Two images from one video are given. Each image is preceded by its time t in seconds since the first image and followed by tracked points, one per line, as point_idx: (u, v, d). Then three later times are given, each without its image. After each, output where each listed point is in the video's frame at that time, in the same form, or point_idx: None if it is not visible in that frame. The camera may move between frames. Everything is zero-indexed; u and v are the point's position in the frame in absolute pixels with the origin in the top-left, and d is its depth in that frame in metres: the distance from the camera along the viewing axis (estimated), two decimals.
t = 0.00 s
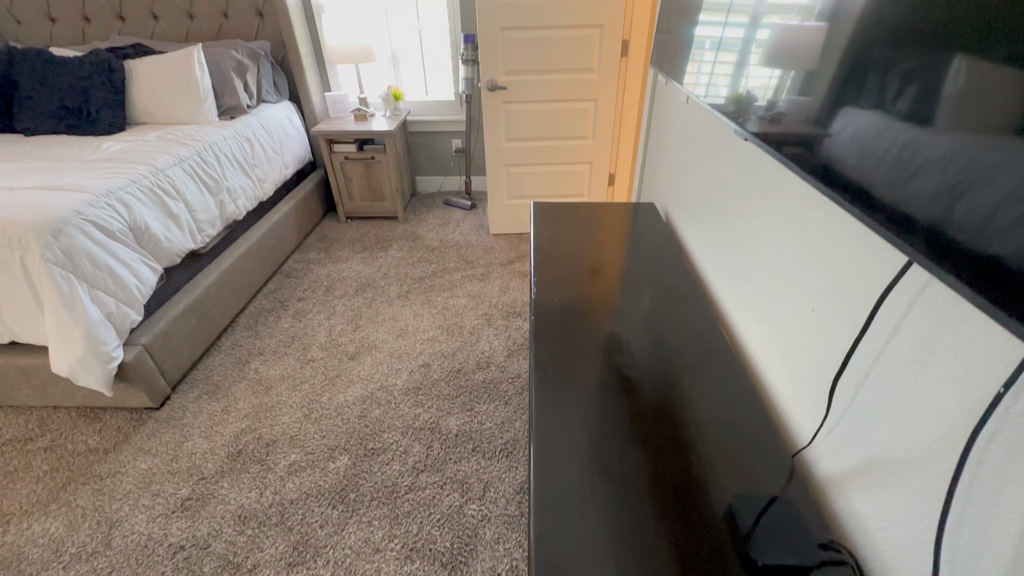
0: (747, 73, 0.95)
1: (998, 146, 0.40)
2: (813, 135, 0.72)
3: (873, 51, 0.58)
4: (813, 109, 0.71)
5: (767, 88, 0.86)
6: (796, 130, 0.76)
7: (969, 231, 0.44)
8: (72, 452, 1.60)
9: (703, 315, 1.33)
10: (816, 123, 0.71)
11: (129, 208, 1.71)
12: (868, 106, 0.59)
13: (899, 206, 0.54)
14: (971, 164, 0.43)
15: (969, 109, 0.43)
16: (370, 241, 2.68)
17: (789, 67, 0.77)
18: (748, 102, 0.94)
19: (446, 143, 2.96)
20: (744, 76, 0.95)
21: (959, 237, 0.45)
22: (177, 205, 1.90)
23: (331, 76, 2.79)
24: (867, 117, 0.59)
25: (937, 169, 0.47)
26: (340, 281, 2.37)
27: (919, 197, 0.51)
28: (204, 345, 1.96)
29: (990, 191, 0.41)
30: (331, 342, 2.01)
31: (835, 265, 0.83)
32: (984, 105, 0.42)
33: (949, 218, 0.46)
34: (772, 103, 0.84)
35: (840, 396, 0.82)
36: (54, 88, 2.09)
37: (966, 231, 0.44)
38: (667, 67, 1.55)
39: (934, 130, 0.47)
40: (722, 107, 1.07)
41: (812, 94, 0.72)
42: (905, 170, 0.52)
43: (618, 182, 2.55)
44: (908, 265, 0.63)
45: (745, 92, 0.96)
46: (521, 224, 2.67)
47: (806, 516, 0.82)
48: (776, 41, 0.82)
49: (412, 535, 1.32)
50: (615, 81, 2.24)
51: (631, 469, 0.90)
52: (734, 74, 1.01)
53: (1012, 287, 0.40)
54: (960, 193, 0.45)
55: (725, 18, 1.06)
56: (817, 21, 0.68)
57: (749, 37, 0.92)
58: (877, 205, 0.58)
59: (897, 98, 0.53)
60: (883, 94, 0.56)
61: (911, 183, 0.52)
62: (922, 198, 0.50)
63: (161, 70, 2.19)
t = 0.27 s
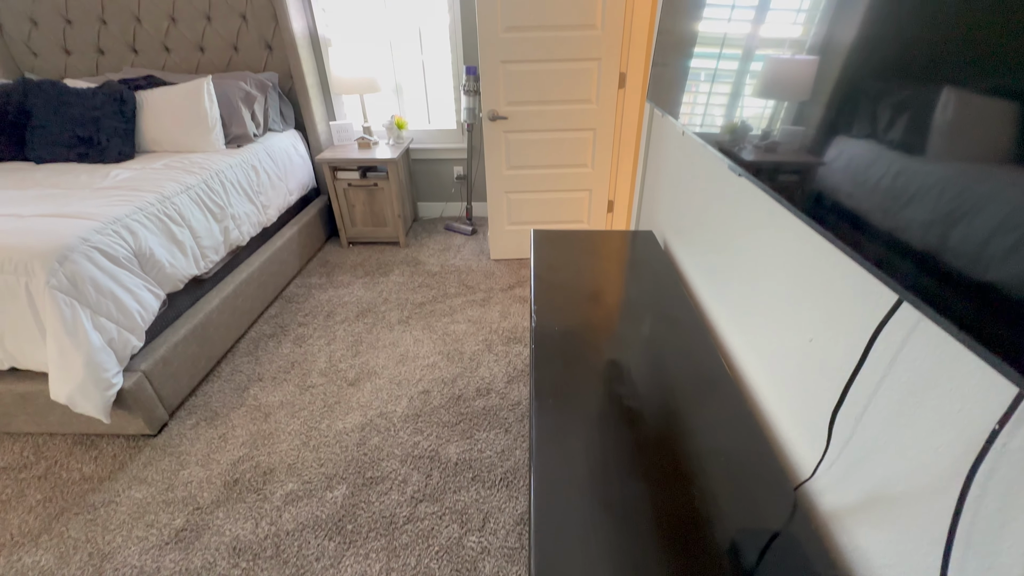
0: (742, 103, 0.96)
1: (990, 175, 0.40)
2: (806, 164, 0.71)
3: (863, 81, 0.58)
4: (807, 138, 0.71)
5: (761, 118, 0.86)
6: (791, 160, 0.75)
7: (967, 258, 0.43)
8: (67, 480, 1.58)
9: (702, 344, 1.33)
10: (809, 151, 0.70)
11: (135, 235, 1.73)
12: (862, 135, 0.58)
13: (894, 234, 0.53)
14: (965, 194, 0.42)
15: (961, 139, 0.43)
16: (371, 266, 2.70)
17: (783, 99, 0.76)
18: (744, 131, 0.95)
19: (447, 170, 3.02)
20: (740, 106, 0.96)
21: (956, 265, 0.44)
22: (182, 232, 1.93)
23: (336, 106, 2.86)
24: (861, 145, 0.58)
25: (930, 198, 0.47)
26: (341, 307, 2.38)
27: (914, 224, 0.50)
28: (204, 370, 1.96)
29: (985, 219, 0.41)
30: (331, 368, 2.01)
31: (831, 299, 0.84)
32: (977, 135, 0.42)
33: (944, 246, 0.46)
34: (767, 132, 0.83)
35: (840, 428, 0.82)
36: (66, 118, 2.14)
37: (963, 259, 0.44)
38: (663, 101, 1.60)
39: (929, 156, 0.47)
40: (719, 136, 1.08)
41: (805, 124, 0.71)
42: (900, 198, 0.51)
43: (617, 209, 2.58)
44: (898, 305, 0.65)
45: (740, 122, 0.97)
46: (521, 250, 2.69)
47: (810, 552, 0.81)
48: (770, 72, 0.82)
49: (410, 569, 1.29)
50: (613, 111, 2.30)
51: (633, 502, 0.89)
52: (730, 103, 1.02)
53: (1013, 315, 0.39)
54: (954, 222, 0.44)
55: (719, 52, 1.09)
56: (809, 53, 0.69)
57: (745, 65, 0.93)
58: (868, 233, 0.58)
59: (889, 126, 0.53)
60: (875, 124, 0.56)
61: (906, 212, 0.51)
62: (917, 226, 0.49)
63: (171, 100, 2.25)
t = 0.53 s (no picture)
0: (737, 133, 0.98)
1: (983, 205, 0.41)
2: (802, 193, 0.73)
3: (854, 116, 0.60)
4: (802, 168, 0.72)
5: (756, 147, 0.88)
6: (787, 188, 0.76)
7: (964, 286, 0.44)
8: (60, 512, 1.56)
9: (702, 374, 1.33)
10: (805, 181, 0.72)
11: (139, 263, 1.75)
12: (855, 165, 0.60)
13: (890, 261, 0.54)
14: (958, 223, 0.43)
15: (951, 168, 0.45)
16: (372, 292, 2.72)
17: (777, 131, 0.80)
18: (739, 161, 0.97)
19: (449, 198, 3.07)
20: (735, 137, 0.99)
21: (953, 292, 0.45)
22: (186, 260, 1.95)
23: (341, 136, 2.93)
24: (854, 176, 0.60)
25: (924, 228, 0.48)
26: (342, 333, 2.39)
27: (909, 253, 0.51)
28: (202, 398, 1.95)
29: (980, 248, 0.41)
30: (330, 396, 2.00)
31: (827, 335, 0.85)
32: (965, 168, 0.43)
33: (940, 274, 0.46)
34: (762, 162, 0.85)
35: (840, 464, 0.82)
36: (77, 148, 2.19)
37: (959, 287, 0.44)
38: (659, 135, 1.65)
39: (923, 186, 0.48)
40: (715, 164, 1.11)
41: (799, 154, 0.73)
42: (895, 227, 0.53)
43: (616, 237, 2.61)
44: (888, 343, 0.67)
45: (735, 152, 0.99)
46: (521, 277, 2.72)
47: None
48: (764, 103, 0.85)
49: None
50: (611, 142, 2.35)
51: (634, 539, 0.88)
52: (725, 132, 1.05)
53: (1007, 341, 0.40)
54: (949, 250, 0.45)
55: (713, 86, 1.13)
56: (801, 87, 0.72)
57: (740, 95, 0.95)
58: (866, 261, 0.59)
59: (881, 157, 0.55)
60: (867, 154, 0.57)
61: (901, 239, 0.52)
62: (912, 254, 0.50)
63: (181, 131, 2.31)
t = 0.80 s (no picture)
0: (733, 163, 1.01)
1: (977, 234, 0.42)
2: (799, 221, 0.74)
3: (846, 148, 0.62)
4: (797, 197, 0.74)
5: (752, 176, 0.90)
6: (784, 217, 0.78)
7: (959, 314, 0.45)
8: (49, 544, 1.52)
9: (701, 406, 1.33)
10: (801, 210, 0.73)
11: (141, 291, 1.76)
12: (849, 194, 0.61)
13: (887, 288, 0.55)
14: (952, 251, 0.44)
15: (941, 199, 0.46)
16: (372, 318, 2.72)
17: (770, 161, 0.82)
18: (735, 189, 0.99)
19: (449, 224, 3.11)
20: (730, 166, 1.02)
21: (948, 321, 0.46)
22: (188, 286, 1.97)
23: (344, 164, 2.99)
24: (848, 204, 0.62)
25: (919, 256, 0.49)
26: (341, 360, 2.39)
27: (906, 280, 0.52)
28: (198, 426, 1.93)
29: (974, 276, 0.42)
30: (328, 424, 1.99)
31: (823, 371, 0.86)
32: (956, 197, 0.44)
33: (935, 302, 0.47)
34: (757, 190, 0.88)
35: (839, 502, 0.81)
36: (85, 176, 2.23)
37: (955, 315, 0.45)
38: (655, 168, 1.68)
39: (916, 217, 0.50)
40: (712, 192, 1.13)
41: (794, 183, 0.75)
42: (891, 255, 0.54)
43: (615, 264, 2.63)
44: (880, 386, 0.68)
45: (732, 180, 1.01)
46: (521, 303, 2.73)
47: None
48: (758, 134, 0.88)
49: None
50: (609, 171, 2.40)
51: None
52: (721, 161, 1.07)
53: (1002, 369, 0.40)
54: (945, 278, 0.46)
55: (708, 118, 1.16)
56: (793, 118, 0.74)
57: (735, 124, 0.98)
58: (862, 289, 0.60)
59: (876, 186, 0.56)
60: (861, 184, 0.59)
61: (896, 267, 0.53)
62: (908, 281, 0.51)
63: (187, 160, 2.36)
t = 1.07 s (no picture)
0: (729, 190, 1.02)
1: (973, 260, 0.42)
2: (795, 248, 0.75)
3: (838, 174, 0.64)
4: (793, 224, 0.75)
5: (748, 203, 0.91)
6: (780, 243, 0.79)
7: (959, 340, 0.45)
8: None
9: (701, 436, 1.32)
10: (795, 235, 0.74)
11: (141, 316, 1.77)
12: (843, 221, 0.62)
13: (885, 314, 0.55)
14: (950, 278, 0.45)
15: (938, 225, 0.47)
16: (371, 343, 2.72)
17: (766, 188, 0.83)
18: (732, 217, 1.00)
19: (449, 249, 3.14)
20: (727, 193, 1.02)
21: (948, 347, 0.46)
22: (188, 312, 1.97)
23: (346, 190, 3.03)
24: (843, 230, 0.63)
25: (915, 283, 0.50)
26: (339, 385, 2.37)
27: (903, 305, 0.52)
28: (193, 454, 1.91)
29: (972, 302, 0.43)
30: (324, 451, 1.96)
31: (819, 405, 0.86)
32: (952, 223, 0.45)
33: (935, 328, 0.48)
34: (754, 216, 0.88)
35: (840, 539, 0.80)
36: (90, 202, 2.26)
37: (954, 341, 0.45)
38: (652, 197, 1.71)
39: (912, 242, 0.50)
40: (709, 219, 1.15)
41: (789, 211, 0.76)
42: (886, 281, 0.54)
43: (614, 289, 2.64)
44: (874, 425, 0.68)
45: (728, 208, 1.02)
46: (520, 328, 2.73)
47: None
48: (753, 162, 0.89)
49: None
50: (607, 198, 2.43)
51: None
52: (718, 188, 1.09)
53: (1003, 397, 0.40)
54: (942, 304, 0.46)
55: (703, 149, 1.19)
56: (788, 146, 0.76)
57: (730, 151, 1.00)
58: (862, 316, 0.60)
59: (870, 214, 0.57)
60: (855, 211, 0.60)
61: (894, 293, 0.53)
62: (906, 307, 0.51)
63: (192, 187, 2.40)
